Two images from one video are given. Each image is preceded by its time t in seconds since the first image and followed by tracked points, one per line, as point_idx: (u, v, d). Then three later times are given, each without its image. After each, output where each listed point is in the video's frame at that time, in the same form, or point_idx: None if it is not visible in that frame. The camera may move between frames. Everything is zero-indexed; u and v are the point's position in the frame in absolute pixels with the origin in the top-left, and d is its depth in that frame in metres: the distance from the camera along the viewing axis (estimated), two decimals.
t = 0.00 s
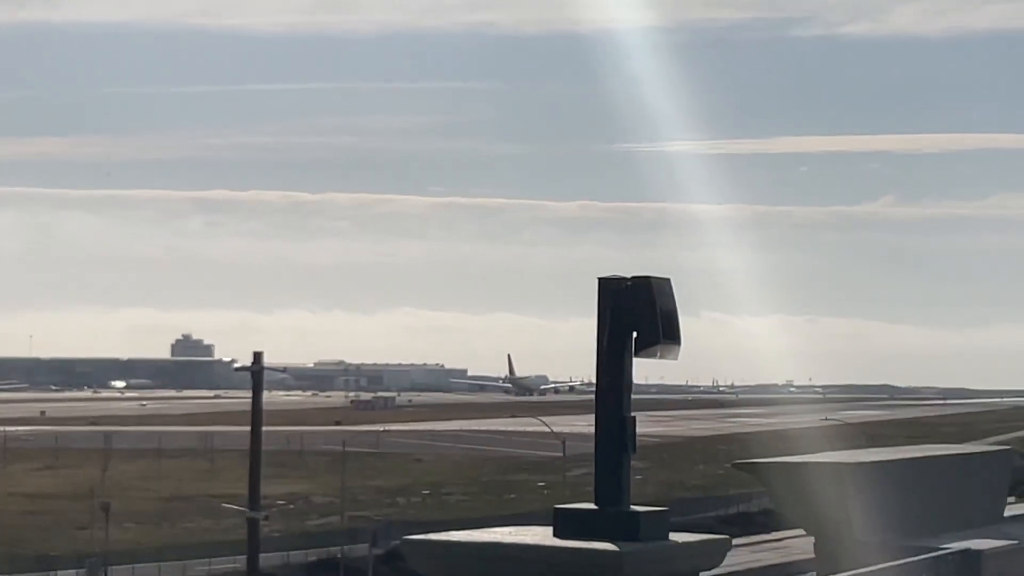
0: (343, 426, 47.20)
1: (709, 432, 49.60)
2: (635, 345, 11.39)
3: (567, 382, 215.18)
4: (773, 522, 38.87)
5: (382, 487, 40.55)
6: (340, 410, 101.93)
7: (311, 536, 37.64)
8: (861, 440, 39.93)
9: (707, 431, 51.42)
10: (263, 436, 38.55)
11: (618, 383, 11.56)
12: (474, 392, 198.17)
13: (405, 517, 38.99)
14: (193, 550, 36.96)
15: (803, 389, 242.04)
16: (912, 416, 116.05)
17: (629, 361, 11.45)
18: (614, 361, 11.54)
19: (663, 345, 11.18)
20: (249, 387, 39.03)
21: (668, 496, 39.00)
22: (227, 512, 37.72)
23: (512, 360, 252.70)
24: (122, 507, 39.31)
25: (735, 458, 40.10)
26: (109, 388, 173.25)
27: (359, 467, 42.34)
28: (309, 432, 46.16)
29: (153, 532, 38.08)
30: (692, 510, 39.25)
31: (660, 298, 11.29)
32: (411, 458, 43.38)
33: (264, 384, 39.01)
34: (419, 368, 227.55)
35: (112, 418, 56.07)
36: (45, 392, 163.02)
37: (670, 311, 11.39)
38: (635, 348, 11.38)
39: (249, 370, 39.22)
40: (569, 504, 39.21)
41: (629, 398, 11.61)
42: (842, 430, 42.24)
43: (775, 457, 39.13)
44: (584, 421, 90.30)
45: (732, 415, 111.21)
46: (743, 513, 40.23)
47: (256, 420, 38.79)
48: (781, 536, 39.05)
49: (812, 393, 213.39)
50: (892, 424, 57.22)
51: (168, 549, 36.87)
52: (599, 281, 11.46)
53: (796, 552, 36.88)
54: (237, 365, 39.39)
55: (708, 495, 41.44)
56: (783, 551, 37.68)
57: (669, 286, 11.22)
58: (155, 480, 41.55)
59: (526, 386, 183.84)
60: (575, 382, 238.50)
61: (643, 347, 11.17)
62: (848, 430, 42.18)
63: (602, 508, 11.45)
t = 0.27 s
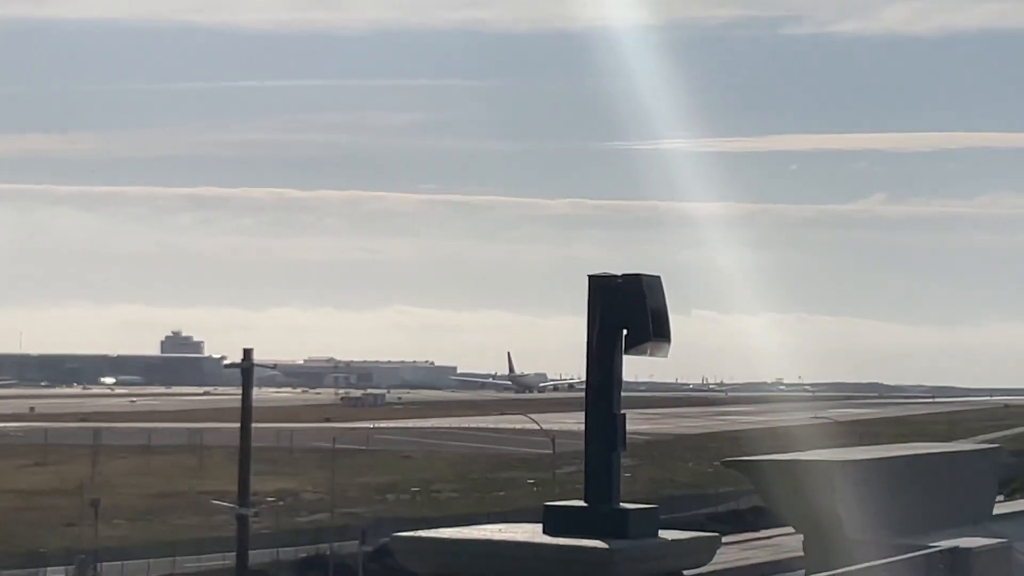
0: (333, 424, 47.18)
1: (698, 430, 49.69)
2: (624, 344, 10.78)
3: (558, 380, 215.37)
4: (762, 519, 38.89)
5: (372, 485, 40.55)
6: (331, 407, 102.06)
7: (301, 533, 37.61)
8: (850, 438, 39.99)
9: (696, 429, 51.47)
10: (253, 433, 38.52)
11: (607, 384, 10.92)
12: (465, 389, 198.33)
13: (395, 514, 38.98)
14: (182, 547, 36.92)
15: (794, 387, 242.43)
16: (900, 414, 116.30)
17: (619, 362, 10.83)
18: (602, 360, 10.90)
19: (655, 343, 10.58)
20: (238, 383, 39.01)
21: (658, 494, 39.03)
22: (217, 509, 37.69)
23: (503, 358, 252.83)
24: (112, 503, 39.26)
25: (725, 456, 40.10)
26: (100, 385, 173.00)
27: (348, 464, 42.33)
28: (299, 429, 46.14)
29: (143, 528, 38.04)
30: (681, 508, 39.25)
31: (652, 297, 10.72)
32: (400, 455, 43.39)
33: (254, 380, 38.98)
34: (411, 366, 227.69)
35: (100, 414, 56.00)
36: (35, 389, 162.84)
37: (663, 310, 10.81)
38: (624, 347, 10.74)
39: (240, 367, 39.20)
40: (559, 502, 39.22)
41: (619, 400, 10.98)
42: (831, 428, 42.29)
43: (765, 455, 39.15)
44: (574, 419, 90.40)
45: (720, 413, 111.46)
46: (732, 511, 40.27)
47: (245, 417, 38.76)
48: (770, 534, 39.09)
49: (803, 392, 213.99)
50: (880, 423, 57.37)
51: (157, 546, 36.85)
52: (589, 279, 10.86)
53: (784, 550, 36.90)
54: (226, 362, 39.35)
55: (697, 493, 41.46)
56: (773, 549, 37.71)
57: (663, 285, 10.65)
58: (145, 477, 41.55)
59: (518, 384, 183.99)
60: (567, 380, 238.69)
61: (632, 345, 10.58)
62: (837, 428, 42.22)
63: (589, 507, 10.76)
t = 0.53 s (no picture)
0: (324, 421, 47.19)
1: (687, 428, 49.78)
2: (615, 340, 10.37)
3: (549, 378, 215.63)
4: (751, 518, 38.95)
5: (362, 482, 40.56)
6: (321, 405, 102.05)
7: (290, 530, 37.58)
8: (839, 436, 40.07)
9: (686, 427, 51.54)
10: (243, 430, 38.48)
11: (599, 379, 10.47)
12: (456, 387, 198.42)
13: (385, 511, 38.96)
14: (172, 544, 36.89)
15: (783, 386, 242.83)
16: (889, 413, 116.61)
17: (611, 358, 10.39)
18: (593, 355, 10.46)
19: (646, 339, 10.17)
20: (228, 381, 38.97)
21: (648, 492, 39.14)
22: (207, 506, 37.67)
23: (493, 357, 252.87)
24: (102, 500, 39.21)
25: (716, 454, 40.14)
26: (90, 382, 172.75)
27: (338, 461, 42.34)
28: (289, 426, 46.14)
29: (133, 525, 38.02)
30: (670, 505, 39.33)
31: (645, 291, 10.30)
32: (390, 453, 43.41)
33: (245, 378, 38.93)
34: (401, 363, 227.79)
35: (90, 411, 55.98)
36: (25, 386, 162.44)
37: (657, 309, 10.41)
38: (615, 342, 10.34)
39: (231, 365, 39.18)
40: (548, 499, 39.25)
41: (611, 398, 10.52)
42: (821, 426, 42.36)
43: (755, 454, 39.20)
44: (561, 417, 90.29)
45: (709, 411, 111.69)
46: (722, 509, 40.33)
47: (236, 414, 38.72)
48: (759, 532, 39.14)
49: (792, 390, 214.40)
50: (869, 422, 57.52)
51: (147, 543, 36.82)
52: (581, 275, 10.50)
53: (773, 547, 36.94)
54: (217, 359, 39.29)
55: (685, 491, 41.57)
56: (763, 548, 37.74)
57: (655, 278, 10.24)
58: (135, 474, 41.53)
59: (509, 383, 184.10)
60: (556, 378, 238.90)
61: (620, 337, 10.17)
62: (827, 427, 42.29)
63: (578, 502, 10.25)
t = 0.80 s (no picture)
0: (313, 419, 47.23)
1: (677, 425, 49.83)
2: (605, 337, 10.44)
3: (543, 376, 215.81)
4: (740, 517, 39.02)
5: (351, 479, 40.60)
6: (311, 402, 102.05)
7: (280, 527, 37.61)
8: (829, 434, 40.12)
9: (675, 426, 51.63)
10: (233, 428, 38.52)
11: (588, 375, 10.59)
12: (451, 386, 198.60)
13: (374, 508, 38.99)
14: (162, 541, 36.90)
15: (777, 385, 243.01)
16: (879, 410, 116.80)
17: (599, 356, 10.50)
18: (582, 350, 10.58)
19: (635, 336, 10.27)
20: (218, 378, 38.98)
21: (637, 490, 39.22)
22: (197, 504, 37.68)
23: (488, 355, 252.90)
24: (91, 497, 39.20)
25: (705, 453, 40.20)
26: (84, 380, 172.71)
27: (327, 459, 42.38)
28: (278, 423, 46.17)
29: (123, 523, 38.02)
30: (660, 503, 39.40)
31: (634, 292, 10.39)
32: (380, 450, 43.45)
33: (234, 375, 38.93)
34: (395, 361, 227.99)
35: (79, 408, 55.98)
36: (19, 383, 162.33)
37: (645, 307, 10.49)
38: (604, 340, 10.40)
39: (220, 362, 39.19)
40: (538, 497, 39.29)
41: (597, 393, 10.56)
42: (811, 425, 42.44)
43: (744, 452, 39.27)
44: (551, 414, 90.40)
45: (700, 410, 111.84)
46: (711, 507, 40.38)
47: (226, 412, 38.72)
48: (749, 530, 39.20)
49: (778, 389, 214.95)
50: (857, 421, 57.66)
51: (137, 540, 36.82)
52: (571, 273, 10.57)
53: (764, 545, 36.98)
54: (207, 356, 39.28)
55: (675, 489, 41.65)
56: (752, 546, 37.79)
57: (642, 282, 10.40)
58: (124, 471, 41.54)
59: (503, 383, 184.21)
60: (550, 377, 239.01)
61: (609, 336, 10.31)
62: (817, 425, 42.37)
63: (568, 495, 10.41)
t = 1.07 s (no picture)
0: (302, 417, 47.24)
1: (667, 424, 49.82)
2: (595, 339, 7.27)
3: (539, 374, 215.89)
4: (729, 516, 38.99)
5: (340, 478, 40.59)
6: (304, 400, 102.14)
7: (268, 526, 37.59)
8: (818, 433, 40.15)
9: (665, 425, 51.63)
10: (222, 426, 38.52)
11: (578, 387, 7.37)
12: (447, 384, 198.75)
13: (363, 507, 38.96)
14: (150, 540, 36.88)
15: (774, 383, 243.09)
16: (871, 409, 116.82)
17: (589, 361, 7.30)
18: (568, 357, 7.41)
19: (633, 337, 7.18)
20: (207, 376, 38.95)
21: (625, 489, 39.22)
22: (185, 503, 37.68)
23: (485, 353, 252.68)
24: (80, 496, 39.19)
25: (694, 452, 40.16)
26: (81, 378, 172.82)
27: (316, 457, 42.36)
28: (268, 422, 46.16)
29: (112, 521, 38.02)
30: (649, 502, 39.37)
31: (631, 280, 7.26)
32: (369, 449, 43.45)
33: (223, 373, 38.90)
34: (390, 360, 228.15)
35: (70, 407, 56.03)
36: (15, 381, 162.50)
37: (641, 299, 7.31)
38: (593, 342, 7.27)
39: (209, 361, 39.17)
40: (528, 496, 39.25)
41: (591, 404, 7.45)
42: (800, 424, 42.39)
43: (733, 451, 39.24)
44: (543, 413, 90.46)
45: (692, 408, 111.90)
46: (700, 506, 40.34)
47: (214, 410, 38.70)
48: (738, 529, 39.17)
49: (774, 387, 215.02)
50: (847, 420, 57.68)
51: (126, 539, 36.81)
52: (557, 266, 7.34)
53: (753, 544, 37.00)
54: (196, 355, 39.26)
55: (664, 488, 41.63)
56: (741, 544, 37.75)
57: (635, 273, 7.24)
58: (112, 470, 41.55)
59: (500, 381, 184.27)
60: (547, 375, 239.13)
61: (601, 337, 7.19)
62: (806, 425, 42.33)
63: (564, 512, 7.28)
